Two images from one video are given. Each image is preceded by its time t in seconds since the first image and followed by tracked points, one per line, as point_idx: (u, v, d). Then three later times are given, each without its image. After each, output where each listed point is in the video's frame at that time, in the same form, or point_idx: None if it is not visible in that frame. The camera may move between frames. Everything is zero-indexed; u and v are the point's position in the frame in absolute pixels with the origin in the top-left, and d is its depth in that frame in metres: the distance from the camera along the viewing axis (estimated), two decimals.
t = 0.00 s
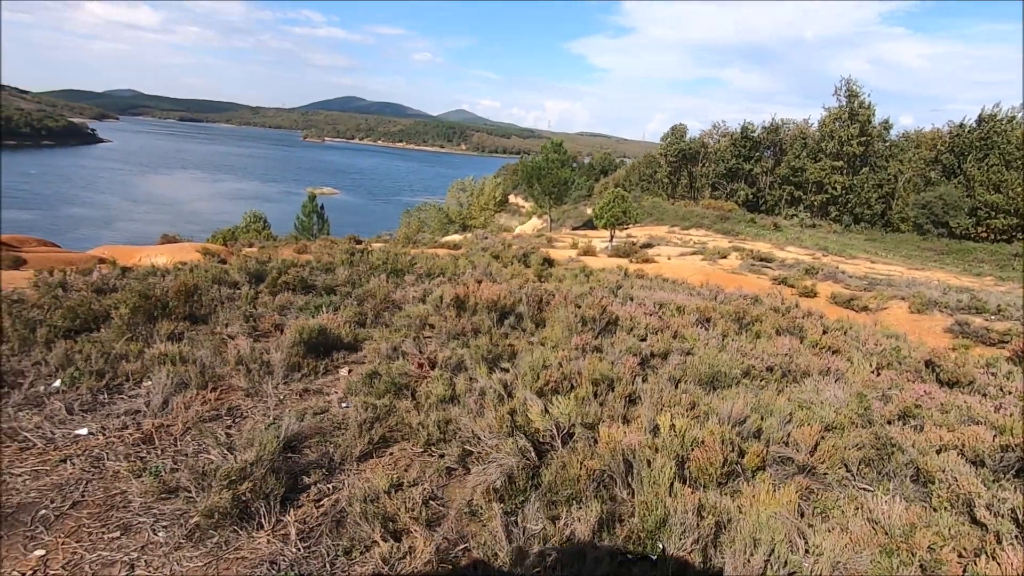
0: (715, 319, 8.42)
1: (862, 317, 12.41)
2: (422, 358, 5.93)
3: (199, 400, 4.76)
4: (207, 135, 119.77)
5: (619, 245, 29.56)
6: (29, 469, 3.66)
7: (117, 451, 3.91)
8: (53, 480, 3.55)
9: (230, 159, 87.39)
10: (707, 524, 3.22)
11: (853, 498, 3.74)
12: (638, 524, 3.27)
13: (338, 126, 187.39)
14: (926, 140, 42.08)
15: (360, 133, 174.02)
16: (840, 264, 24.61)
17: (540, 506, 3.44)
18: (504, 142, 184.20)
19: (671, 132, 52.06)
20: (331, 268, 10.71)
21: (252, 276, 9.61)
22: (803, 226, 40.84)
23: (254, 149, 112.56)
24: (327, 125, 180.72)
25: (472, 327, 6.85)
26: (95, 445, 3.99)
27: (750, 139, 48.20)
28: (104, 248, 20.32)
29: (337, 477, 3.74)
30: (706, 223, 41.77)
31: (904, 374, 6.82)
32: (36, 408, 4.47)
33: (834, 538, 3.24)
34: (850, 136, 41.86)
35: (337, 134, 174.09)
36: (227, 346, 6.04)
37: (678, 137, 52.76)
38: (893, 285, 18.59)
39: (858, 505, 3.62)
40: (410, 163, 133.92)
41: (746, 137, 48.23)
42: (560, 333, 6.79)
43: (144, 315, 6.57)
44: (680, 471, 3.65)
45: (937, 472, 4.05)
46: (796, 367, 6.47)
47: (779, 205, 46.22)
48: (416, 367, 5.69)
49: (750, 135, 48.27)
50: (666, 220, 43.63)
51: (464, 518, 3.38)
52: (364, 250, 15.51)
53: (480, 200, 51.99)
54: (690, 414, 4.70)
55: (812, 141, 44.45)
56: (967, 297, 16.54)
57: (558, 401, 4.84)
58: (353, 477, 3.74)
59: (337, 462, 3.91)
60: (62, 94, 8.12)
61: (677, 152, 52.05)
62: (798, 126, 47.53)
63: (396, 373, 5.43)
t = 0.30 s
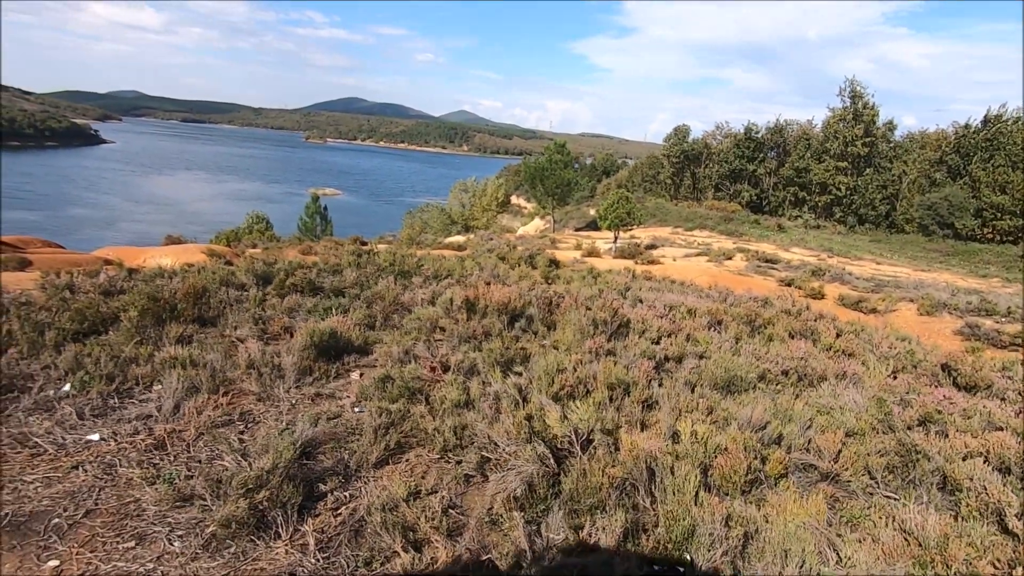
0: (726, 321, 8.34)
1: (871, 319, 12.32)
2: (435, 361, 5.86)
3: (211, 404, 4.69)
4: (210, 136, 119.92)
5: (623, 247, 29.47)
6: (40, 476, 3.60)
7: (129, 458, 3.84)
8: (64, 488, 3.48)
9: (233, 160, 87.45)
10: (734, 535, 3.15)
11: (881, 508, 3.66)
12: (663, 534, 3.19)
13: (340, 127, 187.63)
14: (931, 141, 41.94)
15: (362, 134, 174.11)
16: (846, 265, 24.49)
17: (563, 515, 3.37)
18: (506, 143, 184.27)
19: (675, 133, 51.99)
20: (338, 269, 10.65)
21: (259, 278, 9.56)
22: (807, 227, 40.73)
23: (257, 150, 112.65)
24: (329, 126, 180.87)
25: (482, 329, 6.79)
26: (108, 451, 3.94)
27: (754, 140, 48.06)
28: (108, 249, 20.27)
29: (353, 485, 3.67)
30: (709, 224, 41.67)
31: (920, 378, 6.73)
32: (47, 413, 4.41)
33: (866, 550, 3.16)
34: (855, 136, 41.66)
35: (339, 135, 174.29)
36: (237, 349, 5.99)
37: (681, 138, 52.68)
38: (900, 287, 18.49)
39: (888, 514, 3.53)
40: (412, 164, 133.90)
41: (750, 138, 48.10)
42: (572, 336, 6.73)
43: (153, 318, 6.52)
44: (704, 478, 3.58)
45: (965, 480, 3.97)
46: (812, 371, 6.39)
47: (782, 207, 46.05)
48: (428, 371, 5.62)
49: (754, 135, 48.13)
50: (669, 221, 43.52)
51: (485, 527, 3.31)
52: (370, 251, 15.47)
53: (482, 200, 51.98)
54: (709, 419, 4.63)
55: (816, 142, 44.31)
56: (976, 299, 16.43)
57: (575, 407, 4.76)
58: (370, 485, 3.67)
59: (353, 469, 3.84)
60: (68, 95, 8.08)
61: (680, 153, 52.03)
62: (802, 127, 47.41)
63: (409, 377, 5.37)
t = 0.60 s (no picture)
0: (743, 326, 8.22)
1: (884, 323, 12.21)
2: (452, 367, 5.75)
3: (228, 412, 4.58)
4: (212, 137, 119.98)
5: (628, 249, 29.38)
6: (56, 488, 3.49)
7: (147, 469, 3.73)
8: (81, 501, 3.37)
9: (235, 161, 87.46)
10: (779, 552, 3.04)
11: (924, 522, 3.55)
12: (704, 550, 3.07)
13: (342, 128, 187.77)
14: (935, 144, 41.87)
15: (363, 136, 174.14)
16: (853, 268, 24.37)
17: (598, 531, 3.25)
18: (508, 145, 184.37)
19: (678, 135, 51.94)
20: (347, 272, 10.54)
21: (269, 281, 9.47)
22: (811, 229, 40.63)
23: (258, 152, 112.69)
24: (331, 128, 181.05)
25: (499, 334, 6.68)
26: (125, 461, 3.83)
27: (758, 142, 48.00)
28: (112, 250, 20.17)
29: (378, 498, 3.56)
30: (713, 226, 41.58)
31: (944, 385, 6.61)
32: (60, 421, 4.30)
33: (915, 569, 3.04)
34: (859, 138, 42.01)
35: (341, 136, 174.42)
36: (251, 355, 5.89)
37: (684, 140, 52.62)
38: (910, 289, 18.39)
39: (933, 530, 3.42)
40: (414, 166, 133.96)
41: (754, 140, 48.03)
42: (590, 341, 6.63)
43: (165, 322, 6.42)
44: (741, 491, 3.47)
45: (1006, 492, 3.85)
46: (835, 377, 6.28)
47: (786, 209, 45.97)
48: (447, 378, 5.51)
49: (757, 137, 48.04)
50: (673, 223, 43.44)
51: (518, 544, 3.19)
52: (376, 254, 15.35)
53: (485, 202, 51.92)
54: (738, 428, 4.52)
55: (820, 144, 44.22)
56: (987, 302, 16.32)
57: (600, 415, 4.66)
58: (396, 498, 3.56)
59: (377, 481, 3.73)
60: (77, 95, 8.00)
61: (683, 155, 51.99)
62: (806, 129, 47.34)
63: (428, 384, 5.25)
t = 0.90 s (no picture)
0: (764, 332, 8.07)
1: (900, 327, 12.05)
2: (475, 376, 5.60)
3: (248, 425, 4.43)
4: (212, 139, 119.94)
5: (633, 251, 29.27)
6: (74, 507, 3.33)
7: (168, 486, 3.58)
8: (102, 521, 3.22)
9: (236, 162, 87.48)
10: None
11: (981, 543, 3.39)
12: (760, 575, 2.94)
13: (343, 130, 187.82)
14: (940, 146, 41.75)
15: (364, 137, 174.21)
16: (860, 271, 24.22)
17: (646, 555, 3.10)
18: (508, 147, 184.46)
19: (681, 136, 51.84)
20: (358, 276, 10.39)
21: (279, 285, 9.33)
22: (816, 231, 40.49)
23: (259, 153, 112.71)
24: (331, 129, 181.10)
25: (519, 341, 6.53)
26: (145, 477, 3.68)
27: (761, 144, 47.86)
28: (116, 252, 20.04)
29: (411, 517, 3.42)
30: (716, 228, 41.46)
31: (975, 393, 6.44)
32: (76, 434, 4.15)
33: None
34: (863, 139, 41.88)
35: (342, 138, 174.50)
36: (268, 363, 5.75)
37: (687, 142, 52.49)
38: (921, 292, 18.21)
39: (993, 552, 3.26)
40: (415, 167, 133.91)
41: (757, 142, 47.90)
42: (612, 349, 6.48)
43: (177, 329, 6.28)
44: (792, 511, 3.31)
45: None
46: (865, 386, 6.12)
47: (789, 211, 45.86)
48: (470, 388, 5.36)
49: (760, 139, 47.94)
50: (676, 225, 43.32)
51: (561, 565, 3.05)
52: (384, 257, 15.22)
53: (486, 204, 51.78)
54: (777, 442, 4.38)
55: (823, 145, 44.11)
56: (1000, 306, 16.15)
57: (632, 428, 4.51)
58: (430, 517, 3.42)
59: (409, 498, 3.58)
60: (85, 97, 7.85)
61: (686, 157, 51.89)
62: (809, 131, 47.20)
63: (452, 394, 5.10)
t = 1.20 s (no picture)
0: (787, 338, 7.91)
1: (917, 331, 11.92)
2: (501, 386, 5.45)
3: (273, 439, 4.28)
4: (212, 139, 119.57)
5: (638, 253, 29.13)
6: (100, 530, 3.18)
7: (196, 507, 3.42)
8: (129, 546, 3.06)
9: (236, 163, 87.28)
10: None
11: None
12: None
13: (343, 130, 187.65)
14: (944, 148, 41.67)
15: (364, 138, 174.01)
16: (868, 273, 24.09)
17: None
18: (509, 147, 184.42)
19: (683, 138, 51.68)
20: (370, 280, 10.25)
21: (292, 290, 9.19)
22: (820, 233, 40.36)
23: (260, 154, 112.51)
24: (331, 130, 180.99)
25: (541, 348, 6.39)
26: (171, 497, 3.52)
27: (764, 145, 47.70)
28: (120, 254, 19.89)
29: (452, 541, 3.27)
30: (720, 229, 41.34)
31: (1010, 403, 6.27)
32: (96, 450, 3.99)
33: None
34: (867, 141, 41.64)
35: (342, 138, 174.33)
36: (288, 372, 5.60)
37: (689, 143, 52.33)
38: (932, 296, 18.07)
39: None
40: (415, 168, 133.78)
41: (760, 143, 47.74)
42: (637, 357, 6.35)
43: (193, 337, 6.13)
44: (853, 534, 3.16)
45: None
46: (898, 396, 5.97)
47: (792, 212, 45.77)
48: (497, 399, 5.21)
49: (764, 140, 47.78)
50: (679, 226, 43.17)
51: None
52: (393, 259, 15.08)
53: (488, 205, 51.63)
54: (821, 457, 4.23)
55: (827, 147, 44.00)
56: (1013, 309, 16.02)
57: (671, 443, 4.37)
58: (472, 541, 3.28)
59: (447, 519, 3.44)
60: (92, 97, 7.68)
61: (688, 158, 51.75)
62: (812, 132, 47.02)
63: (480, 406, 4.94)
